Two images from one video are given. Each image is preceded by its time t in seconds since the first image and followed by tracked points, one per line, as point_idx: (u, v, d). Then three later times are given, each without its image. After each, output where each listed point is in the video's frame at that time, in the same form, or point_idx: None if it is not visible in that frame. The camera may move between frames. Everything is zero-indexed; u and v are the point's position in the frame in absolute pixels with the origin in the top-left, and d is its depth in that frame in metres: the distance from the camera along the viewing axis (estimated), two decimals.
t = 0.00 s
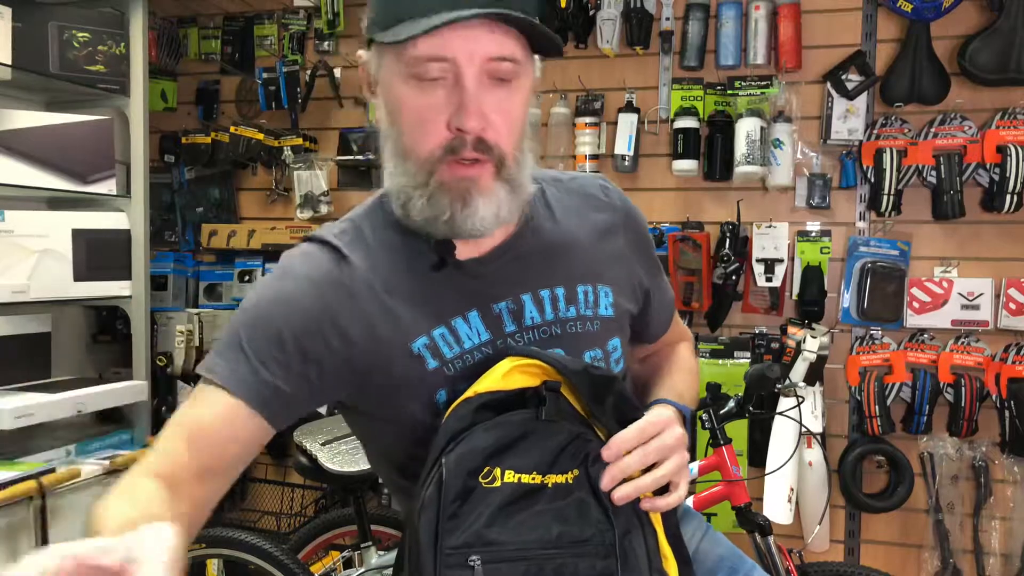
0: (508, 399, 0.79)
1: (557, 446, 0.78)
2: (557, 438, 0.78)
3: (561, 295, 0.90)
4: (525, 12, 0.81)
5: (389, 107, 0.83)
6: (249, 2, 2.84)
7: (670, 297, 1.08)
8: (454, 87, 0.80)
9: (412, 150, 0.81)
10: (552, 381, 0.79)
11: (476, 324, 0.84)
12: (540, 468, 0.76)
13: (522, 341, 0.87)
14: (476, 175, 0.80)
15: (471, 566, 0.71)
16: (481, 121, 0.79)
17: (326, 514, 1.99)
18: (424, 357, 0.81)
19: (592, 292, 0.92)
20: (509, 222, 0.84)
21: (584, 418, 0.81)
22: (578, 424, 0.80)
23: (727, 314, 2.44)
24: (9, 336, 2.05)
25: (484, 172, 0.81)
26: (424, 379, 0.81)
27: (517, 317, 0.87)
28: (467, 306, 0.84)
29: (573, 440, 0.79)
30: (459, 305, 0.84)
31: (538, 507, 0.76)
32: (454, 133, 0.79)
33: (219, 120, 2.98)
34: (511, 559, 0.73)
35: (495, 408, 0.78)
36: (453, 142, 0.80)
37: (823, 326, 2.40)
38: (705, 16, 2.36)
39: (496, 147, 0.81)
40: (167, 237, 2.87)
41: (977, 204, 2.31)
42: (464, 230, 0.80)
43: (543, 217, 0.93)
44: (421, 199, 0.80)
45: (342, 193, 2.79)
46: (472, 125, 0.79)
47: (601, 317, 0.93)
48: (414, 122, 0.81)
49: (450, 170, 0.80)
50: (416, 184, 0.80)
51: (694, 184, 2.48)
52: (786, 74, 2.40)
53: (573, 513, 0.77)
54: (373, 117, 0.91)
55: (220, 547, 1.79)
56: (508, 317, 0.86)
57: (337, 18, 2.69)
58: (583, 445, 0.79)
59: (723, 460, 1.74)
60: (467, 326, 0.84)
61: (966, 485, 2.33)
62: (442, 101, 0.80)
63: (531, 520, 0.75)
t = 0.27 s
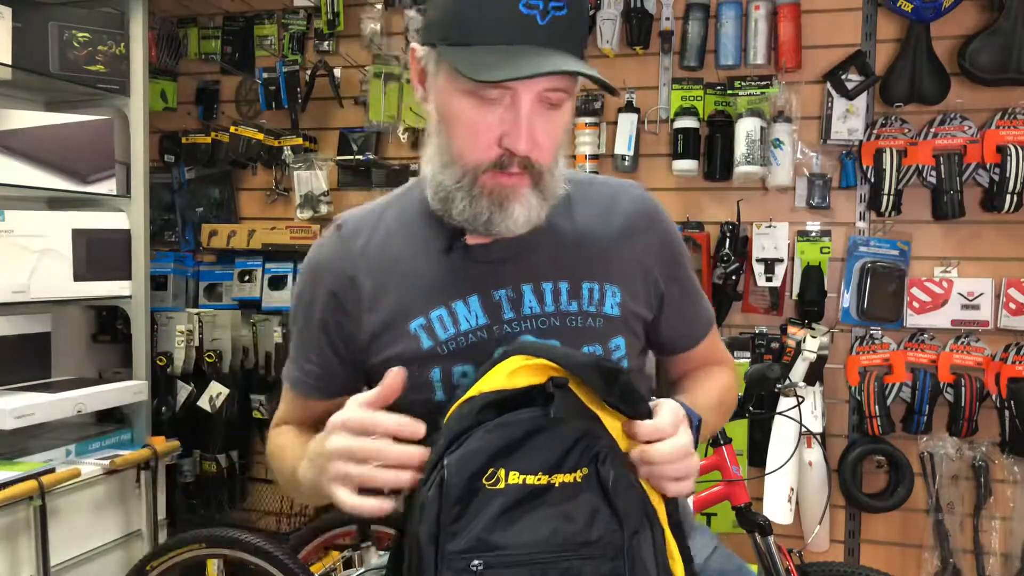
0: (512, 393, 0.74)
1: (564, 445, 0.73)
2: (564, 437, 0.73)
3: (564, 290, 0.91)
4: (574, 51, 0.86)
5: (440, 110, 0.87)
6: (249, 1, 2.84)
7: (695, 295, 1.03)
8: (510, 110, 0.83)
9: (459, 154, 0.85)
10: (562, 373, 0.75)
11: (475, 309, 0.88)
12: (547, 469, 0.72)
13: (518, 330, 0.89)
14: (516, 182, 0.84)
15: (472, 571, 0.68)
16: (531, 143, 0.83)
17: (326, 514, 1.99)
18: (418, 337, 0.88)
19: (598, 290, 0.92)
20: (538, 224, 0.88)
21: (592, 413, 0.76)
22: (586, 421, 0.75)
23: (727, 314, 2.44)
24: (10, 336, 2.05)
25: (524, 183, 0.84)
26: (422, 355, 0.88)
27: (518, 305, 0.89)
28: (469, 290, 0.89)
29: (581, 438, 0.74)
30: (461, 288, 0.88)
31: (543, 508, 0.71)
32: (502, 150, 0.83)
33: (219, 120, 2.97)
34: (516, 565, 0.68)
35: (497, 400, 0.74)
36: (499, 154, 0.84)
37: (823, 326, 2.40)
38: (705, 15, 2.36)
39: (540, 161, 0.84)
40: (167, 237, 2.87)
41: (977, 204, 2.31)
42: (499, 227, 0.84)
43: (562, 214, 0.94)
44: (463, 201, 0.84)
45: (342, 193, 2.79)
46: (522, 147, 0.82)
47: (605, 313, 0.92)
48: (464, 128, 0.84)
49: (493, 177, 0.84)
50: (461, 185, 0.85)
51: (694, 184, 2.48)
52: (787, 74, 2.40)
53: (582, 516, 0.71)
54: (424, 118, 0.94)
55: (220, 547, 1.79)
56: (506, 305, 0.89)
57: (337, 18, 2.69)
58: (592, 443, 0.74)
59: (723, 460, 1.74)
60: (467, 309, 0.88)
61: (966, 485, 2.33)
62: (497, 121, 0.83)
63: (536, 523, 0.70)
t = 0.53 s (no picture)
0: (477, 345, 0.74)
1: (536, 390, 0.73)
2: (535, 381, 0.73)
3: (605, 278, 0.91)
4: (637, 55, 0.90)
5: (508, 96, 0.93)
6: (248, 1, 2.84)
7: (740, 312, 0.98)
8: (567, 97, 0.89)
9: (518, 133, 0.90)
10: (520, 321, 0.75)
11: (518, 280, 0.90)
12: (523, 415, 0.72)
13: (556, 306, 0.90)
14: (566, 165, 0.88)
15: (465, 523, 0.68)
16: (582, 129, 0.88)
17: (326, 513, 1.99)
18: (465, 297, 0.90)
19: (638, 285, 0.92)
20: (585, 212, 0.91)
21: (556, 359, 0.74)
22: (555, 364, 0.74)
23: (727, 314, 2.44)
24: (10, 335, 2.05)
25: (576, 168, 0.88)
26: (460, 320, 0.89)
27: (559, 286, 0.91)
28: (516, 262, 0.91)
29: (552, 383, 0.74)
30: (510, 259, 0.91)
31: (524, 455, 0.71)
32: (556, 132, 0.88)
33: (219, 120, 2.98)
34: (504, 510, 0.69)
35: (461, 355, 0.74)
36: (554, 138, 0.89)
37: (823, 326, 2.39)
38: (705, 15, 2.35)
39: (591, 148, 0.89)
40: (167, 237, 2.88)
41: (977, 204, 2.31)
42: (547, 205, 0.87)
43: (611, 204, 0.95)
44: (518, 175, 0.88)
45: (343, 193, 2.79)
46: (573, 130, 0.88)
47: (641, 308, 0.92)
48: (527, 111, 0.90)
49: (545, 158, 0.88)
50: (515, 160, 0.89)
51: (694, 184, 2.48)
52: (786, 74, 2.40)
53: (562, 458, 0.72)
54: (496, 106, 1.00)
55: (220, 547, 1.79)
56: (549, 282, 0.90)
57: (337, 18, 2.70)
58: (563, 387, 0.74)
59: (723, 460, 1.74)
60: (512, 279, 0.90)
61: (967, 485, 2.33)
62: (555, 105, 0.89)
63: (518, 468, 0.70)
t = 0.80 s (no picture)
0: (524, 300, 0.80)
1: (579, 350, 0.79)
2: (580, 342, 0.79)
3: (646, 274, 1.00)
4: (693, 66, 0.99)
5: (570, 102, 1.02)
6: (248, 1, 2.84)
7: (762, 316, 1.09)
8: (627, 102, 0.99)
9: (577, 136, 0.99)
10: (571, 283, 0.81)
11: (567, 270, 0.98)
12: (562, 370, 0.78)
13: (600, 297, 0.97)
14: (621, 167, 0.97)
15: (492, 458, 0.74)
16: (637, 132, 0.98)
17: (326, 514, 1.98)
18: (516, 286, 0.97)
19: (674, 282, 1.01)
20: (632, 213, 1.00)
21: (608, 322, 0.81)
22: (602, 330, 0.80)
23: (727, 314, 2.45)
24: (9, 336, 2.05)
25: (628, 170, 0.97)
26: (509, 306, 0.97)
27: (605, 276, 0.98)
28: (565, 254, 0.99)
29: (597, 345, 0.79)
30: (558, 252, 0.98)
31: (557, 406, 0.77)
32: (614, 136, 0.98)
33: (219, 120, 2.97)
34: (532, 454, 0.74)
35: (512, 307, 0.80)
36: (611, 142, 0.98)
37: (823, 325, 2.40)
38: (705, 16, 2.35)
39: (645, 152, 0.98)
40: (167, 237, 2.88)
41: (977, 204, 2.31)
42: (599, 204, 0.95)
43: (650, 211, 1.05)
44: (575, 173, 0.96)
45: (343, 193, 2.79)
46: (630, 133, 0.97)
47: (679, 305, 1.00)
48: (587, 117, 0.99)
49: (602, 160, 0.97)
50: (574, 159, 0.97)
51: (694, 184, 2.48)
52: (786, 74, 2.40)
53: (593, 413, 0.77)
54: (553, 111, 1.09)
55: (219, 547, 1.79)
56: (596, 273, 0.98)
57: (337, 18, 2.70)
58: (606, 350, 0.79)
59: (723, 460, 1.73)
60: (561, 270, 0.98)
61: (966, 485, 2.33)
62: (615, 109, 0.98)
63: (550, 417, 0.76)
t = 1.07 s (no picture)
0: (541, 287, 0.81)
1: (599, 326, 0.80)
2: (599, 318, 0.80)
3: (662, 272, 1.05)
4: (718, 74, 1.01)
5: (598, 108, 1.05)
6: (248, 2, 2.84)
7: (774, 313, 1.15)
8: (654, 106, 1.01)
9: (605, 140, 1.03)
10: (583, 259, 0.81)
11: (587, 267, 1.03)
12: (583, 349, 0.80)
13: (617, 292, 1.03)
14: (644, 171, 1.01)
15: (524, 445, 0.76)
16: (663, 136, 1.01)
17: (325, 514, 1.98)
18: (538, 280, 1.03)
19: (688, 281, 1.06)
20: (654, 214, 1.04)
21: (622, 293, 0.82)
22: (619, 305, 0.81)
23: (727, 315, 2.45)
24: (9, 335, 2.05)
25: (652, 173, 1.01)
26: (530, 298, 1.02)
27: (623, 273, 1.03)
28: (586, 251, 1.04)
29: (616, 320, 0.80)
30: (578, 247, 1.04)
31: (585, 386, 0.79)
32: (640, 139, 1.01)
33: (219, 120, 2.98)
34: (563, 435, 0.77)
35: (527, 293, 0.80)
36: (636, 146, 1.02)
37: (823, 325, 2.40)
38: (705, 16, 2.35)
39: (669, 156, 1.02)
40: (167, 237, 2.88)
41: (977, 204, 2.31)
42: (622, 204, 1.00)
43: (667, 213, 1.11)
44: (601, 174, 1.01)
45: (343, 193, 2.79)
46: (655, 136, 1.01)
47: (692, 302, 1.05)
48: (614, 121, 1.03)
49: (628, 162, 1.01)
50: (600, 161, 1.02)
51: (693, 184, 2.48)
52: (787, 75, 2.40)
53: (617, 389, 0.79)
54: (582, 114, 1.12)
55: (219, 547, 1.79)
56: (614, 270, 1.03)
57: (337, 18, 2.70)
58: (626, 324, 0.81)
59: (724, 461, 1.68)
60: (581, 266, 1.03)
61: (967, 485, 2.33)
62: (641, 113, 1.01)
63: (577, 397, 0.78)
